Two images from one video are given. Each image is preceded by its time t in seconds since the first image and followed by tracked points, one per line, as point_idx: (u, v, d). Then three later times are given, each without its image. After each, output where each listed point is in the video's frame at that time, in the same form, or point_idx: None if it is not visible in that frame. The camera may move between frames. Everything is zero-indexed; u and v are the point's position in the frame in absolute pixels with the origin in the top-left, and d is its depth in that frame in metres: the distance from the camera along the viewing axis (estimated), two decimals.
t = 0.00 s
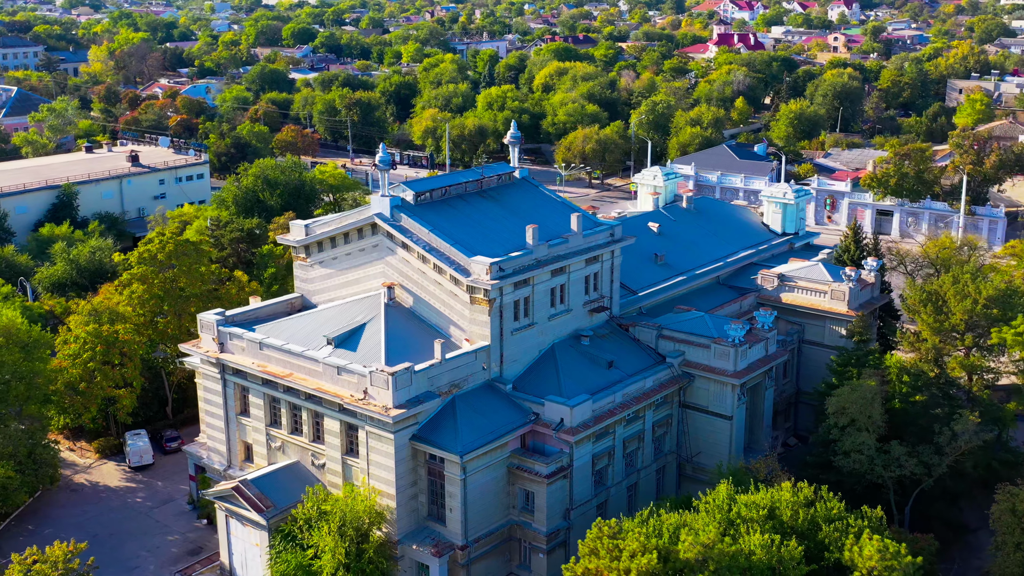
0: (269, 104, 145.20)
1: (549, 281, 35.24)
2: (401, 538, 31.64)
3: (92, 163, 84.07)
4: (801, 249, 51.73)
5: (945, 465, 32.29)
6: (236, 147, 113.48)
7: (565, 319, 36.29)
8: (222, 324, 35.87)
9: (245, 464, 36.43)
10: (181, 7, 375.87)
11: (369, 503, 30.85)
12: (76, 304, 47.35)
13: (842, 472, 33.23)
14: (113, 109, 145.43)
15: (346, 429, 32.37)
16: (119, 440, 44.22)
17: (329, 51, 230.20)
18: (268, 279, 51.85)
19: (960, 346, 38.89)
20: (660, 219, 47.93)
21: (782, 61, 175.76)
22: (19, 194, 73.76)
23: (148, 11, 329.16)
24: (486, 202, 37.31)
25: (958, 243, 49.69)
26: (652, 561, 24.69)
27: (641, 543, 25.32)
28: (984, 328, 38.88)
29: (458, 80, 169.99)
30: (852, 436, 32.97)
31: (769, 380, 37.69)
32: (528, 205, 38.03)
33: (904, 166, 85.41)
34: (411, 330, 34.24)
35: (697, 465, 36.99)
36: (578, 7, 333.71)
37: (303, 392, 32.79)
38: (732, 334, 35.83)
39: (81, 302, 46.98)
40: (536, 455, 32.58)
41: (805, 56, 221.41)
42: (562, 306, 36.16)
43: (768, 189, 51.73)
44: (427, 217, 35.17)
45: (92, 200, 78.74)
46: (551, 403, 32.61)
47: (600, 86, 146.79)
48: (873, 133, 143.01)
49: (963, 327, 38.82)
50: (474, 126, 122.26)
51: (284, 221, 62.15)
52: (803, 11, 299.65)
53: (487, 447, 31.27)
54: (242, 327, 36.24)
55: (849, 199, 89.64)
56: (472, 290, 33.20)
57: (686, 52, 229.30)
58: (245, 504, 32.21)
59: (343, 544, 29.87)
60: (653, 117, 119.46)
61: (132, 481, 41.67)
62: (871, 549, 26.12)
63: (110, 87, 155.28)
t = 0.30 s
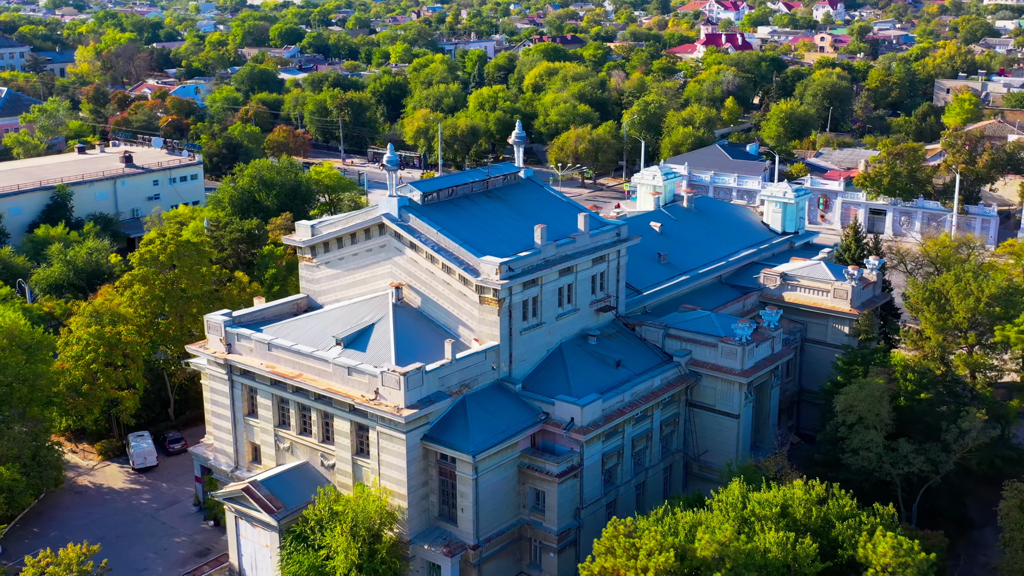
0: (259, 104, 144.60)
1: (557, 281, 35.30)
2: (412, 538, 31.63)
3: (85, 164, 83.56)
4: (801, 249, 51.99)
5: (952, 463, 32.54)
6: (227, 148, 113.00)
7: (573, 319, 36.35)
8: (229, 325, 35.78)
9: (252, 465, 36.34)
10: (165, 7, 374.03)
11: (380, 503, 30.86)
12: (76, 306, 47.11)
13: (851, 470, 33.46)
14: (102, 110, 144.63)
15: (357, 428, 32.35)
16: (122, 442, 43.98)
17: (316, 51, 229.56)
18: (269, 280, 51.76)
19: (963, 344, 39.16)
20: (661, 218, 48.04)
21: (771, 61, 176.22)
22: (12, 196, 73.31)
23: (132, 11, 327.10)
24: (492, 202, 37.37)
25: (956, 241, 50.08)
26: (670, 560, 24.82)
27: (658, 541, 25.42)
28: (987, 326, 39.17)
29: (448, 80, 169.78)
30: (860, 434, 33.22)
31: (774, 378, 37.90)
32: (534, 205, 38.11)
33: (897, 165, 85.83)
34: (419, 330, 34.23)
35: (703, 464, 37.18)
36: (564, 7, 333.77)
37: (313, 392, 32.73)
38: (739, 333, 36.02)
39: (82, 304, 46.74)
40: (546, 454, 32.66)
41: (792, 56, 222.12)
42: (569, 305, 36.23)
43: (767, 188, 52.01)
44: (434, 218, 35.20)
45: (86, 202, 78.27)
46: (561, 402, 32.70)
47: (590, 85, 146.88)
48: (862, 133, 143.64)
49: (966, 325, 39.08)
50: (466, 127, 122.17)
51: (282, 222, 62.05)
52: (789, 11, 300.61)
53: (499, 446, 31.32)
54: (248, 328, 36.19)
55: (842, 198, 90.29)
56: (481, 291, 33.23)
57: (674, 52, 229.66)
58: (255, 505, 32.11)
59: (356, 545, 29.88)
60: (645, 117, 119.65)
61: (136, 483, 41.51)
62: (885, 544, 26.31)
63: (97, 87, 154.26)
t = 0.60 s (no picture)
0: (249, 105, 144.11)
1: (565, 280, 35.38)
2: (423, 538, 31.66)
3: (78, 165, 83.10)
4: (801, 248, 52.21)
5: (958, 461, 32.78)
6: (219, 149, 112.55)
7: (579, 318, 36.46)
8: (236, 326, 35.70)
9: (259, 466, 36.30)
10: (150, 7, 372.15)
11: (392, 504, 30.85)
12: (76, 306, 46.82)
13: (859, 468, 33.67)
14: (91, 111, 143.82)
15: (367, 429, 32.35)
16: (124, 444, 43.88)
17: (304, 51, 228.83)
18: (269, 280, 51.75)
19: (965, 342, 39.44)
20: (663, 218, 48.15)
21: (759, 61, 176.82)
22: (6, 197, 72.87)
23: (116, 11, 325.12)
24: (498, 202, 37.43)
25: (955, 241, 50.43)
26: (687, 559, 24.91)
27: (673, 539, 25.51)
28: (990, 324, 39.45)
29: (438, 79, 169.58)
30: (867, 432, 33.42)
31: (780, 377, 38.11)
32: (540, 205, 38.19)
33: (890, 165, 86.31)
34: (427, 331, 34.24)
35: (710, 463, 37.37)
36: (551, 7, 333.75)
37: (322, 393, 32.70)
38: (746, 332, 36.20)
39: (82, 305, 46.45)
40: (556, 453, 32.74)
41: (780, 56, 222.84)
42: (577, 305, 36.31)
43: (767, 188, 52.26)
44: (442, 218, 35.23)
45: (80, 203, 77.85)
46: (570, 402, 32.79)
47: (581, 85, 147.00)
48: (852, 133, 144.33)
49: (968, 323, 39.35)
50: (458, 127, 122.09)
51: (280, 223, 61.95)
52: (774, 11, 301.62)
53: (510, 445, 31.38)
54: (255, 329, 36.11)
55: (835, 197, 90.12)
56: (490, 291, 33.27)
57: (662, 52, 230.08)
58: (265, 506, 32.06)
59: (368, 545, 29.86)
60: (637, 117, 119.90)
61: (140, 484, 41.38)
62: (898, 541, 26.48)
63: (85, 87, 153.31)
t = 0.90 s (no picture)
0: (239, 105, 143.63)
1: (571, 280, 35.48)
2: (433, 538, 31.68)
3: (71, 166, 82.64)
4: (800, 247, 52.42)
5: (964, 458, 33.03)
6: (210, 150, 112.08)
7: (586, 318, 36.55)
8: (243, 327, 35.63)
9: (266, 467, 36.23)
10: (135, 8, 369.98)
11: (402, 504, 30.85)
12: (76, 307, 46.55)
13: (866, 466, 33.93)
14: (80, 111, 142.93)
15: (377, 429, 32.34)
16: (126, 446, 43.76)
17: (291, 52, 228.08)
18: (270, 280, 51.70)
19: (967, 340, 39.75)
20: (663, 217, 48.25)
21: (748, 61, 177.34)
22: None
23: (101, 11, 323.14)
24: (503, 202, 37.49)
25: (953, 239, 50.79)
26: (703, 557, 25.02)
27: (689, 538, 25.60)
28: (991, 322, 39.75)
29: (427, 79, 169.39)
30: (874, 430, 33.69)
31: (785, 375, 38.32)
32: (545, 205, 38.27)
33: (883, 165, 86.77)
34: (435, 331, 34.25)
35: (715, 461, 37.56)
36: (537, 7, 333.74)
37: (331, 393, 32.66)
38: (752, 331, 36.39)
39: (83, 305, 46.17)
40: (565, 453, 32.82)
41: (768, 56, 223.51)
42: (583, 304, 36.41)
43: (766, 187, 52.52)
44: (449, 218, 35.25)
45: (74, 204, 77.44)
46: (580, 401, 32.88)
47: (571, 85, 147.09)
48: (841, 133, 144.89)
49: (970, 321, 39.66)
50: (451, 127, 121.95)
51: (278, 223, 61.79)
52: (760, 11, 302.53)
53: (521, 445, 31.44)
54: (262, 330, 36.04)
55: (828, 197, 90.26)
56: (499, 290, 33.31)
57: (649, 52, 230.40)
58: (275, 507, 31.99)
59: (380, 545, 29.84)
60: (630, 117, 120.07)
61: (144, 486, 41.21)
62: (910, 537, 26.64)
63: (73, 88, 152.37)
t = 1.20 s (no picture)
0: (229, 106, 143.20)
1: (578, 280, 35.56)
2: (443, 538, 31.69)
3: (64, 167, 82.22)
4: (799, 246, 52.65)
5: (970, 455, 33.27)
6: (202, 150, 111.71)
7: (592, 317, 36.63)
8: (250, 327, 35.55)
9: (273, 468, 36.16)
10: (119, 8, 367.68)
11: (412, 504, 30.84)
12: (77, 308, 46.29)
13: (872, 463, 34.19)
14: (68, 112, 142.11)
15: (386, 429, 32.33)
16: (128, 448, 43.67)
17: (279, 52, 227.30)
18: (270, 281, 51.58)
19: (969, 338, 40.06)
20: (665, 217, 48.37)
21: (737, 61, 177.81)
22: None
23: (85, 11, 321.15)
24: (509, 202, 37.55)
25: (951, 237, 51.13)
26: (718, 555, 25.15)
27: (703, 536, 25.73)
28: (992, 319, 40.04)
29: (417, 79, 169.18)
30: (880, 428, 33.95)
31: (789, 374, 38.54)
32: (550, 204, 38.37)
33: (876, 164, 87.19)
34: (443, 331, 34.26)
35: (721, 460, 37.74)
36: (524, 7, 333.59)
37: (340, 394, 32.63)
38: (757, 330, 36.58)
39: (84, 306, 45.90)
40: (575, 452, 32.89)
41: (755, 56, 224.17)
42: (589, 304, 36.50)
43: (765, 187, 52.73)
44: (456, 218, 35.28)
45: (68, 205, 77.05)
46: (589, 401, 32.98)
47: (562, 85, 147.15)
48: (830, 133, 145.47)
49: (971, 319, 39.98)
50: (443, 127, 121.81)
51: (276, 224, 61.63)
52: (746, 11, 303.32)
53: (531, 444, 31.50)
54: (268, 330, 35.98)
55: (821, 196, 90.80)
56: (507, 290, 33.35)
57: (637, 52, 230.69)
58: (284, 507, 31.94)
59: (392, 545, 29.84)
60: (621, 117, 120.26)
61: (148, 488, 41.07)
62: (922, 534, 26.83)
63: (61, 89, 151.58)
